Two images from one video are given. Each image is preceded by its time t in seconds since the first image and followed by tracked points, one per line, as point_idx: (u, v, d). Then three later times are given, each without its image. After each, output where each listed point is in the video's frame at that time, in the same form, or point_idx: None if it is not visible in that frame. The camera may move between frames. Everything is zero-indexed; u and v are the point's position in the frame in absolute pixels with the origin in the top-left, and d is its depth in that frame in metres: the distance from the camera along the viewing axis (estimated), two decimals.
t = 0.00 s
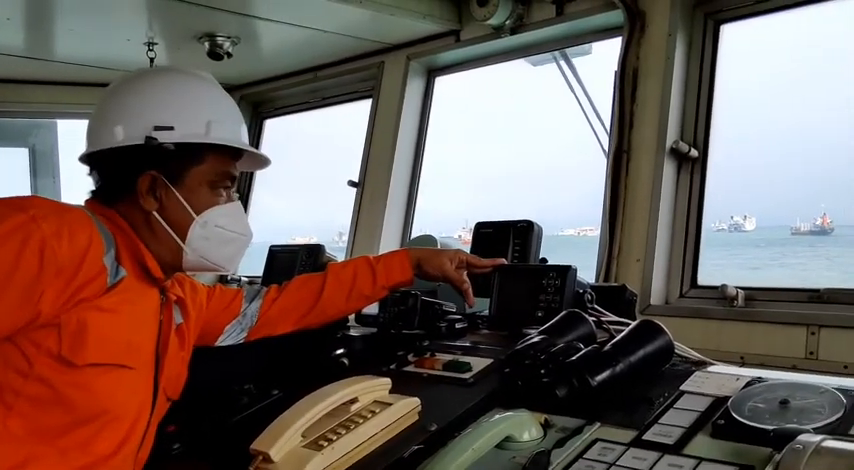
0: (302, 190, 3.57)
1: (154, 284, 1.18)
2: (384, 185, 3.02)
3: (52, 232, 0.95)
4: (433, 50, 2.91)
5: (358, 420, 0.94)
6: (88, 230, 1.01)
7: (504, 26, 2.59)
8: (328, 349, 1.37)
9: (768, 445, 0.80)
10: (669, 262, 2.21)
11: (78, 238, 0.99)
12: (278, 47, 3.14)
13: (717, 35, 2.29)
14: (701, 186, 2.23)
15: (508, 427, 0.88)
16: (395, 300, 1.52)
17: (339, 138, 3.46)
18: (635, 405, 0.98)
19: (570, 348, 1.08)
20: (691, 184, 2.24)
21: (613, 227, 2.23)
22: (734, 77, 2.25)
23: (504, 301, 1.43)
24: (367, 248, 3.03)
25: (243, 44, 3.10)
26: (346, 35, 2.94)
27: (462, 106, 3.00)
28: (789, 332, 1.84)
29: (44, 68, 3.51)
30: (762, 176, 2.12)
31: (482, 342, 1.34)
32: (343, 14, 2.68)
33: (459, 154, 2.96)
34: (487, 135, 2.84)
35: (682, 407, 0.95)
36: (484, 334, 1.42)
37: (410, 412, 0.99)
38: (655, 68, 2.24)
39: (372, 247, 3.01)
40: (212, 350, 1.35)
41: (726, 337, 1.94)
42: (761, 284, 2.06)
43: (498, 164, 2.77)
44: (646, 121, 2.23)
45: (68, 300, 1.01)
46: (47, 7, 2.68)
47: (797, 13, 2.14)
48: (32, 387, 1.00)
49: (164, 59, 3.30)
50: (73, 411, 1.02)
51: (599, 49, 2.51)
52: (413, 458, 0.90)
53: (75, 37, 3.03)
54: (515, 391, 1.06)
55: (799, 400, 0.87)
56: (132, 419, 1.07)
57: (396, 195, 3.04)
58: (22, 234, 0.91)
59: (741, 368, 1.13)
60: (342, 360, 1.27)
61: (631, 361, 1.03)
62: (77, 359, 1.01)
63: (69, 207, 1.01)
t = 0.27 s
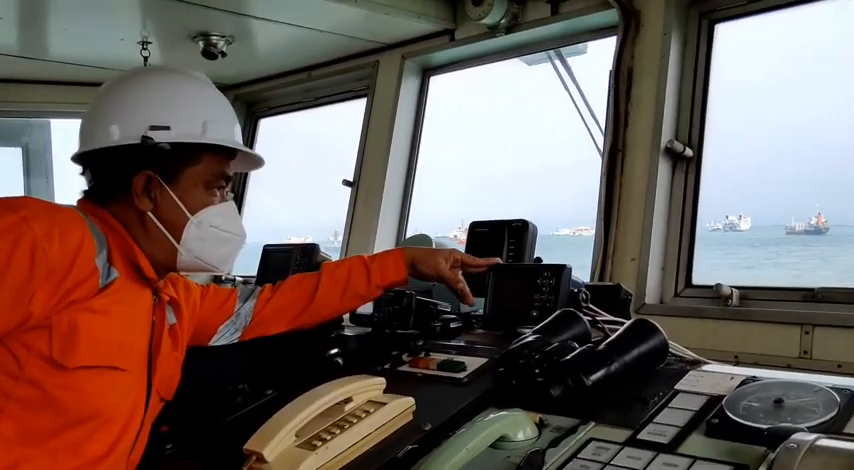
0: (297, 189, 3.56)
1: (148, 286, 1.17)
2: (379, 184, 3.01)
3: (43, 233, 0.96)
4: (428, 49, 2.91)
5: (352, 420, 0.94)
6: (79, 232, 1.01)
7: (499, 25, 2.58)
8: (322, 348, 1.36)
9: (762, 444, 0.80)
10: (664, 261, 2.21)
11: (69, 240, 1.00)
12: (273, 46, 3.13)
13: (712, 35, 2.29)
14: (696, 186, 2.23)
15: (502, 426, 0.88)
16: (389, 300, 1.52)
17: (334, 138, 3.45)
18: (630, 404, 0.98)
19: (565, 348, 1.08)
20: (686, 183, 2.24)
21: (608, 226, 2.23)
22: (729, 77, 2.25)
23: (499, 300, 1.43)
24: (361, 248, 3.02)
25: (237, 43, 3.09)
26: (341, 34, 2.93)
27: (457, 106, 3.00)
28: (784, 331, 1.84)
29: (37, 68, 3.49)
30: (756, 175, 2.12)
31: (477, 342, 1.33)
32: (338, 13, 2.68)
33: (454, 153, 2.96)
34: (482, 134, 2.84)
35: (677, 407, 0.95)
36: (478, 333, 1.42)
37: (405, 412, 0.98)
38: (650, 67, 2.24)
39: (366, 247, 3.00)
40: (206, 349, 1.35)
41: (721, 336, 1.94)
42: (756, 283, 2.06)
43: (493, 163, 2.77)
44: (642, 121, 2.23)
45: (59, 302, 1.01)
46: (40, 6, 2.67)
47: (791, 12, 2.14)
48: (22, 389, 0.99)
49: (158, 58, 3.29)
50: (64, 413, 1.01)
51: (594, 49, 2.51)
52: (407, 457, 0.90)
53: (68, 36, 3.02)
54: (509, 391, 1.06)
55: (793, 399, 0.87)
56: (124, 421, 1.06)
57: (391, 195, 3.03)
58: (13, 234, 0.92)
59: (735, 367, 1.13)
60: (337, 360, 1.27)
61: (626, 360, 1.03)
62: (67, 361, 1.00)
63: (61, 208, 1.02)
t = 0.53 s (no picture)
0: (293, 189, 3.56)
1: (138, 285, 1.16)
2: (374, 184, 3.01)
3: (29, 232, 0.97)
4: (423, 48, 2.91)
5: (346, 420, 0.93)
6: (66, 231, 1.03)
7: (494, 24, 2.59)
8: (317, 348, 1.36)
9: (756, 443, 0.80)
10: (659, 261, 2.22)
11: (55, 240, 1.01)
12: (268, 45, 3.13)
13: (707, 34, 2.30)
14: (691, 185, 2.23)
15: (496, 426, 0.87)
16: (383, 300, 1.52)
17: (329, 137, 3.45)
18: (623, 403, 0.98)
19: (559, 347, 1.07)
20: (681, 183, 2.24)
21: (603, 225, 2.24)
22: (724, 76, 2.26)
23: (494, 300, 1.43)
24: (357, 248, 3.02)
25: (232, 42, 3.09)
26: (336, 33, 2.93)
27: (452, 105, 3.00)
28: (778, 330, 1.84)
29: (32, 67, 3.48)
30: (751, 174, 2.13)
31: (471, 341, 1.33)
32: (333, 12, 2.67)
33: (450, 153, 2.96)
34: (478, 133, 2.84)
35: (670, 405, 0.95)
36: (473, 332, 1.42)
37: (399, 411, 0.98)
38: (645, 67, 2.25)
39: (362, 247, 2.99)
40: (200, 349, 1.34)
41: (716, 335, 1.94)
42: (750, 283, 2.06)
43: (489, 163, 2.77)
44: (637, 120, 2.23)
45: (45, 302, 1.01)
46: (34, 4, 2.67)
47: (785, 12, 2.15)
48: (9, 390, 0.99)
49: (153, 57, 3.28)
50: (51, 413, 1.00)
51: (589, 48, 2.52)
52: (400, 457, 0.90)
53: (62, 35, 3.01)
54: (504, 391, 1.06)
55: (786, 397, 0.87)
56: (113, 420, 1.06)
57: (387, 194, 3.03)
58: None
59: (729, 367, 1.13)
60: (331, 359, 1.27)
61: (621, 359, 1.03)
62: (55, 361, 1.00)
63: (49, 210, 1.03)
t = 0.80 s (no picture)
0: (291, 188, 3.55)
1: (132, 285, 1.16)
2: (372, 183, 3.01)
3: (20, 232, 0.97)
4: (421, 47, 2.91)
5: (344, 419, 0.93)
6: (58, 231, 1.03)
7: (492, 24, 2.59)
8: (315, 347, 1.36)
9: (753, 442, 0.80)
10: (657, 260, 2.22)
11: (47, 240, 1.01)
12: (265, 44, 3.12)
13: (705, 33, 2.30)
14: (688, 184, 2.24)
15: (494, 425, 0.87)
16: (381, 299, 1.53)
17: (327, 136, 3.45)
18: (621, 402, 0.99)
19: (557, 346, 1.08)
20: (679, 182, 2.24)
21: (601, 225, 2.24)
22: (722, 76, 2.26)
23: (492, 299, 1.43)
24: (355, 247, 3.01)
25: (230, 41, 3.08)
26: (334, 32, 2.93)
27: (450, 104, 3.00)
28: (775, 329, 1.84)
29: (29, 66, 3.48)
30: (749, 173, 2.13)
31: (469, 340, 1.33)
32: (330, 11, 2.67)
33: (448, 152, 2.96)
34: (476, 133, 2.84)
35: (668, 405, 0.95)
36: (471, 331, 1.42)
37: (396, 410, 0.98)
38: (643, 66, 2.25)
39: (359, 246, 2.99)
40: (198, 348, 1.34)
41: (713, 334, 1.95)
42: (748, 282, 2.06)
43: (487, 162, 2.77)
44: (635, 120, 2.24)
45: (37, 303, 1.02)
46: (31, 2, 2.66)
47: (782, 12, 2.15)
48: (3, 391, 0.99)
49: (150, 56, 3.28)
50: (45, 414, 1.00)
51: (586, 47, 2.52)
52: (399, 456, 0.90)
53: (59, 34, 3.00)
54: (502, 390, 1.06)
55: (784, 396, 0.87)
56: (108, 420, 1.05)
57: (384, 193, 3.03)
58: None
59: (726, 366, 1.14)
60: (329, 359, 1.27)
61: (618, 358, 1.03)
62: (47, 362, 1.00)
63: (42, 210, 1.04)
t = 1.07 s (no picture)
0: (291, 188, 3.56)
1: (134, 282, 1.16)
2: (372, 183, 3.02)
3: (22, 230, 0.98)
4: (421, 47, 2.91)
5: (345, 417, 0.94)
6: (58, 229, 1.04)
7: (492, 23, 2.59)
8: (316, 346, 1.36)
9: (753, 440, 0.80)
10: (656, 259, 2.22)
11: (47, 238, 1.02)
12: (265, 43, 3.12)
13: (705, 33, 2.31)
14: (688, 184, 2.24)
15: (495, 423, 0.88)
16: (381, 298, 1.53)
17: (327, 136, 3.45)
18: (621, 400, 0.99)
19: (557, 345, 1.08)
20: (678, 182, 2.25)
21: (600, 224, 2.24)
22: (721, 75, 2.26)
23: (492, 298, 1.43)
24: (354, 247, 3.02)
25: (230, 40, 3.08)
26: (334, 32, 2.93)
27: (450, 103, 3.00)
28: (774, 328, 1.85)
29: (29, 65, 3.47)
30: (748, 173, 2.14)
31: (470, 339, 1.34)
32: (331, 10, 2.68)
33: (447, 152, 2.96)
34: (476, 132, 2.84)
35: (668, 403, 0.95)
36: (471, 330, 1.42)
37: (398, 409, 0.99)
38: (642, 66, 2.25)
39: (359, 246, 2.99)
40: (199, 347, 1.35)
41: (712, 333, 1.95)
42: (747, 281, 2.07)
43: (486, 162, 2.77)
44: (634, 119, 2.24)
45: (38, 300, 1.02)
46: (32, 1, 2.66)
47: (782, 12, 2.16)
48: (5, 388, 1.00)
49: (151, 56, 3.28)
50: (46, 411, 1.00)
51: (586, 47, 2.52)
52: (400, 454, 0.90)
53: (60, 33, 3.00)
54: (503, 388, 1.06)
55: (783, 395, 0.88)
56: (109, 418, 1.05)
57: (384, 193, 3.03)
58: None
59: (726, 364, 1.14)
60: (330, 358, 1.27)
61: (618, 357, 1.04)
62: (48, 358, 1.00)
63: (44, 209, 1.05)
